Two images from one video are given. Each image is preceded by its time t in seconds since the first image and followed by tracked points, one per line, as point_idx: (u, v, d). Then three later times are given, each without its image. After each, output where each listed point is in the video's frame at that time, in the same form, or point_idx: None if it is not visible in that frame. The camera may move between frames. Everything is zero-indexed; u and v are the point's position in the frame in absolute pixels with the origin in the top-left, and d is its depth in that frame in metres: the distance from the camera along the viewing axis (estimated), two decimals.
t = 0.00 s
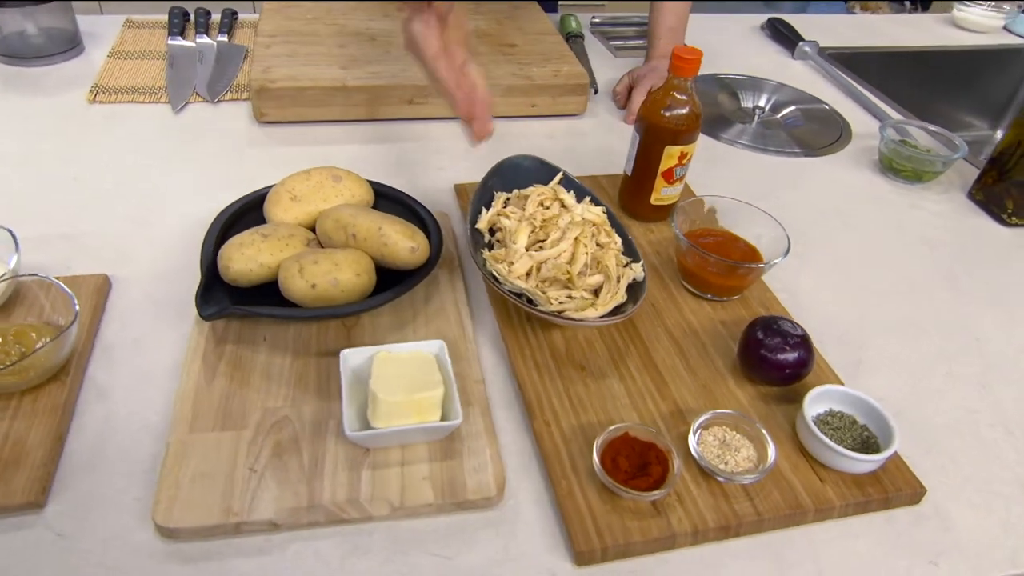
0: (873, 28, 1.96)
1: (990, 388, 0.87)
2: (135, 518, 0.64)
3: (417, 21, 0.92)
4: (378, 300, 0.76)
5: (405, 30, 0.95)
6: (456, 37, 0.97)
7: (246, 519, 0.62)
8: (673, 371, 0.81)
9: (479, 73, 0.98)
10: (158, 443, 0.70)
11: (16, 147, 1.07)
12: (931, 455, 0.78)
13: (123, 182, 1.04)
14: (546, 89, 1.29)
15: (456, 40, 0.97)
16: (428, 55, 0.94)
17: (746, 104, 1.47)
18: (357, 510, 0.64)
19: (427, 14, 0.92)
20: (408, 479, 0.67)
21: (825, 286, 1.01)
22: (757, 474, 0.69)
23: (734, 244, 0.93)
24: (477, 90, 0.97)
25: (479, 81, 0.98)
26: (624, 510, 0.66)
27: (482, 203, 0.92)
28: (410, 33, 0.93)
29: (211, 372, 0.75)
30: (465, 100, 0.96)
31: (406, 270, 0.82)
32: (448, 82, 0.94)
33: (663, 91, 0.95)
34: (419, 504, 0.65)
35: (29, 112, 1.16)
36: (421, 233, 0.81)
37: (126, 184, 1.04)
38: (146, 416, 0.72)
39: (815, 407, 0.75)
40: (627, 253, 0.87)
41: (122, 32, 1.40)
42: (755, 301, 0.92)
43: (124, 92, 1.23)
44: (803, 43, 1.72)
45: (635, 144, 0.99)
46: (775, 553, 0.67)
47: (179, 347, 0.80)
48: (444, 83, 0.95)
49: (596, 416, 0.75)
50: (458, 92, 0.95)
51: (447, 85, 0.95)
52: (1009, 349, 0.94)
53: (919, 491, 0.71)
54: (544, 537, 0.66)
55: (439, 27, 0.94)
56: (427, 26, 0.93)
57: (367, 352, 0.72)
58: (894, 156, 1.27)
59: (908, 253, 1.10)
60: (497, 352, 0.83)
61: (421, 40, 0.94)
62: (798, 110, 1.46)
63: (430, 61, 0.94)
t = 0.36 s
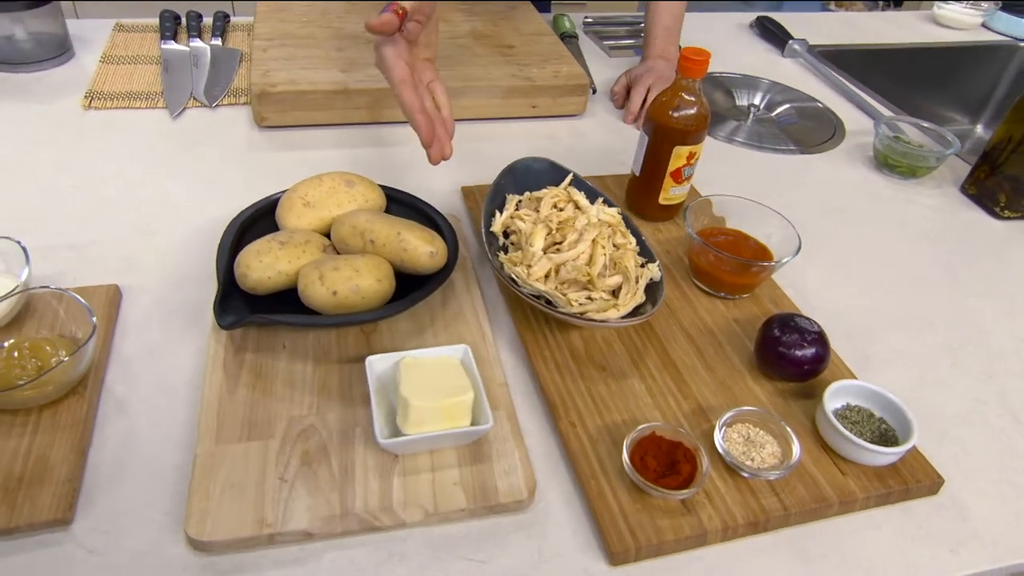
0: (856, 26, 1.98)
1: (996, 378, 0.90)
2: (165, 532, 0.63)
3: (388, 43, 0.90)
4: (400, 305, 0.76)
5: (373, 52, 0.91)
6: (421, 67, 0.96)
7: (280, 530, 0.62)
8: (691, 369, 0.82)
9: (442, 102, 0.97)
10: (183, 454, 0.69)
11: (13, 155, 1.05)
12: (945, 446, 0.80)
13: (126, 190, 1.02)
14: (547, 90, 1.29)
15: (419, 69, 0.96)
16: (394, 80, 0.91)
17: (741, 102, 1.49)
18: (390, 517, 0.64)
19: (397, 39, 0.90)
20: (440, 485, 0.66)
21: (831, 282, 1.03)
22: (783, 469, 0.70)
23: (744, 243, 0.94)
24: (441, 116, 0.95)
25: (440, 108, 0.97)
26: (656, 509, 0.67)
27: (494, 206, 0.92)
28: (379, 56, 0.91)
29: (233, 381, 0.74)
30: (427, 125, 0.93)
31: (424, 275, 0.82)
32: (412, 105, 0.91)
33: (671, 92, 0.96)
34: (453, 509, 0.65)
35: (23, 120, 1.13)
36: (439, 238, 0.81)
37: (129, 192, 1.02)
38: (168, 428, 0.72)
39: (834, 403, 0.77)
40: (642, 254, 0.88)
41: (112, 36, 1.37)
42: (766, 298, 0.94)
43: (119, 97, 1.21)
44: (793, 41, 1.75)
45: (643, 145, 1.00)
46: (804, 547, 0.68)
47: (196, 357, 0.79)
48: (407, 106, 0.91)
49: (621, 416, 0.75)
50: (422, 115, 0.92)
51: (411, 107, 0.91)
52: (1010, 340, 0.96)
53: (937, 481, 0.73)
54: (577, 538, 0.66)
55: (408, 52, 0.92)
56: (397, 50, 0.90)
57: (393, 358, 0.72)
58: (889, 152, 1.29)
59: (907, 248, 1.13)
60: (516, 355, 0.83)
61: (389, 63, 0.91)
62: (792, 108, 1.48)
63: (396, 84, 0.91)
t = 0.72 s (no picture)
0: (845, 23, 2.00)
1: (1003, 371, 0.91)
2: (192, 545, 0.62)
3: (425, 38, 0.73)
4: (420, 309, 0.76)
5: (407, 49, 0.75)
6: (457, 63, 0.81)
7: (310, 540, 0.61)
8: (709, 367, 0.82)
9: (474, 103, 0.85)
10: (205, 465, 0.68)
11: (11, 162, 1.03)
12: (959, 439, 0.81)
13: (129, 196, 1.01)
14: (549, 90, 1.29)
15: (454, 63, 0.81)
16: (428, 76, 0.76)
17: (739, 100, 1.50)
18: (420, 523, 0.64)
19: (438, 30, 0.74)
20: (468, 490, 0.66)
21: (838, 279, 1.04)
22: (808, 465, 0.70)
23: (755, 242, 0.95)
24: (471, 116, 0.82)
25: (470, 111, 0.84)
26: (683, 509, 0.67)
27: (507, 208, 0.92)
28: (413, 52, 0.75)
29: (253, 389, 0.73)
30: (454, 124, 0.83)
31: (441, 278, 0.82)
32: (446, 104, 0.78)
33: (679, 92, 0.96)
34: (482, 514, 0.65)
35: (18, 125, 1.11)
36: (456, 241, 0.81)
37: (132, 197, 1.00)
38: (188, 438, 0.70)
39: (853, 398, 0.77)
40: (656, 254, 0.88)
41: (105, 39, 1.35)
42: (777, 295, 0.95)
43: (116, 101, 1.19)
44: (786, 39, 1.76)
45: (652, 144, 1.00)
46: (829, 542, 0.69)
47: (213, 366, 0.78)
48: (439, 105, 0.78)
49: (643, 416, 0.75)
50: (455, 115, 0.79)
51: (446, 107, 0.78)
52: (1014, 333, 0.98)
53: (956, 474, 0.74)
54: (606, 540, 0.66)
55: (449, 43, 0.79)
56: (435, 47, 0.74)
57: (416, 364, 0.72)
58: (887, 148, 1.31)
59: (910, 244, 1.14)
60: (534, 357, 0.83)
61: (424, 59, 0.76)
62: (788, 105, 1.50)
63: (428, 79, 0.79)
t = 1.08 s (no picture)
0: (838, 18, 2.01)
1: (1013, 362, 0.92)
2: (214, 555, 0.61)
3: (443, 31, 0.83)
4: (437, 310, 0.75)
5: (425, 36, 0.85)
6: (466, 66, 0.90)
7: (335, 547, 0.60)
8: (725, 364, 0.82)
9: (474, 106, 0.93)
10: (223, 473, 0.67)
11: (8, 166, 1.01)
12: (974, 431, 0.81)
13: (130, 199, 0.99)
14: (550, 87, 1.28)
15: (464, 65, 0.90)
16: (434, 67, 0.85)
17: (738, 95, 1.50)
18: (446, 528, 0.63)
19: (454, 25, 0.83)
20: (492, 493, 0.65)
21: (846, 273, 1.04)
22: (831, 461, 0.70)
23: (766, 237, 0.95)
24: (468, 114, 0.89)
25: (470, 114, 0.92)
26: (709, 507, 0.67)
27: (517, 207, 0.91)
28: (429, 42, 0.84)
29: (268, 394, 0.72)
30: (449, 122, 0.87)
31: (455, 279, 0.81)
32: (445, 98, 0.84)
33: (688, 87, 0.95)
34: (508, 517, 0.64)
35: (12, 129, 1.09)
36: (470, 241, 0.80)
37: (133, 200, 0.98)
38: (204, 446, 0.69)
39: (872, 392, 0.77)
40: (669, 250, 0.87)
41: (97, 39, 1.32)
42: (789, 290, 0.95)
43: (112, 102, 1.16)
44: (781, 33, 1.75)
45: (660, 141, 1.00)
46: (853, 537, 0.69)
47: (225, 371, 0.77)
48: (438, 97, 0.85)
49: (663, 414, 0.75)
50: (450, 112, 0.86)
51: (442, 100, 0.85)
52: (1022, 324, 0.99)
53: (974, 466, 0.74)
54: (632, 540, 0.66)
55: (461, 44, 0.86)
56: (449, 39, 0.83)
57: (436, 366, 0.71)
58: (888, 142, 1.31)
59: (914, 237, 1.15)
60: (550, 357, 0.83)
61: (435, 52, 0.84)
62: (787, 100, 1.50)
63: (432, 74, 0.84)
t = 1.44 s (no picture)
0: (834, 12, 2.01)
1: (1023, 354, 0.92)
2: (231, 564, 0.60)
3: (436, 27, 0.88)
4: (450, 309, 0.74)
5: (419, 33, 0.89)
6: (459, 63, 0.95)
7: (356, 554, 0.59)
8: (739, 360, 0.82)
9: (468, 104, 0.96)
10: (238, 480, 0.66)
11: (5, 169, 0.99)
12: (988, 424, 0.81)
13: (132, 201, 0.97)
14: (552, 83, 1.27)
15: (458, 63, 0.95)
16: (428, 64, 0.88)
17: (738, 89, 1.49)
18: (466, 532, 0.62)
19: (446, 22, 0.88)
20: (512, 495, 0.65)
21: (854, 267, 1.04)
22: (850, 457, 0.70)
23: (775, 233, 0.95)
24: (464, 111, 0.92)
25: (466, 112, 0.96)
26: (730, 506, 0.66)
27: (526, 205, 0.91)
28: (423, 38, 0.88)
29: (281, 398, 0.71)
30: (445, 118, 0.90)
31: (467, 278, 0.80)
32: (440, 93, 0.88)
33: (695, 83, 0.95)
34: (529, 519, 0.63)
35: (7, 131, 1.07)
36: (481, 239, 0.79)
37: (135, 202, 0.97)
38: (217, 452, 0.68)
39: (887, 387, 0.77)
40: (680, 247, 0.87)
41: (91, 38, 1.30)
42: (798, 285, 0.94)
43: (108, 102, 1.14)
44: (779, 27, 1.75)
45: (668, 136, 0.99)
46: (874, 533, 0.68)
47: (236, 376, 0.75)
48: (433, 92, 0.89)
49: (679, 412, 0.75)
50: (444, 107, 0.89)
51: (437, 96, 0.88)
52: None
53: (991, 460, 0.74)
54: (654, 540, 0.65)
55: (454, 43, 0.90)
56: (443, 35, 0.88)
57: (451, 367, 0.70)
58: (889, 135, 1.31)
59: (919, 229, 1.15)
60: (562, 356, 0.82)
61: (428, 47, 0.88)
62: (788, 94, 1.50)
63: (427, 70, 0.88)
